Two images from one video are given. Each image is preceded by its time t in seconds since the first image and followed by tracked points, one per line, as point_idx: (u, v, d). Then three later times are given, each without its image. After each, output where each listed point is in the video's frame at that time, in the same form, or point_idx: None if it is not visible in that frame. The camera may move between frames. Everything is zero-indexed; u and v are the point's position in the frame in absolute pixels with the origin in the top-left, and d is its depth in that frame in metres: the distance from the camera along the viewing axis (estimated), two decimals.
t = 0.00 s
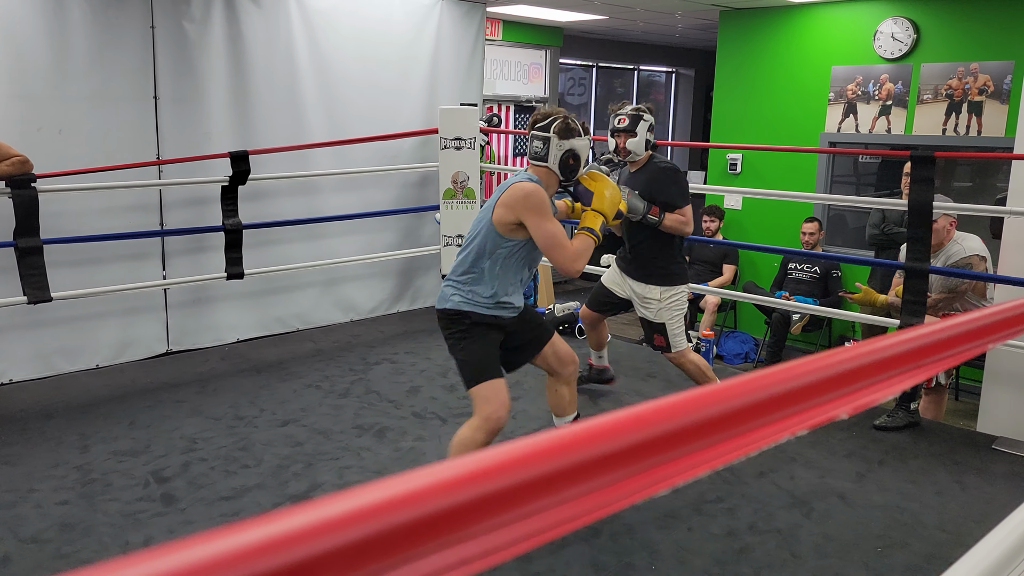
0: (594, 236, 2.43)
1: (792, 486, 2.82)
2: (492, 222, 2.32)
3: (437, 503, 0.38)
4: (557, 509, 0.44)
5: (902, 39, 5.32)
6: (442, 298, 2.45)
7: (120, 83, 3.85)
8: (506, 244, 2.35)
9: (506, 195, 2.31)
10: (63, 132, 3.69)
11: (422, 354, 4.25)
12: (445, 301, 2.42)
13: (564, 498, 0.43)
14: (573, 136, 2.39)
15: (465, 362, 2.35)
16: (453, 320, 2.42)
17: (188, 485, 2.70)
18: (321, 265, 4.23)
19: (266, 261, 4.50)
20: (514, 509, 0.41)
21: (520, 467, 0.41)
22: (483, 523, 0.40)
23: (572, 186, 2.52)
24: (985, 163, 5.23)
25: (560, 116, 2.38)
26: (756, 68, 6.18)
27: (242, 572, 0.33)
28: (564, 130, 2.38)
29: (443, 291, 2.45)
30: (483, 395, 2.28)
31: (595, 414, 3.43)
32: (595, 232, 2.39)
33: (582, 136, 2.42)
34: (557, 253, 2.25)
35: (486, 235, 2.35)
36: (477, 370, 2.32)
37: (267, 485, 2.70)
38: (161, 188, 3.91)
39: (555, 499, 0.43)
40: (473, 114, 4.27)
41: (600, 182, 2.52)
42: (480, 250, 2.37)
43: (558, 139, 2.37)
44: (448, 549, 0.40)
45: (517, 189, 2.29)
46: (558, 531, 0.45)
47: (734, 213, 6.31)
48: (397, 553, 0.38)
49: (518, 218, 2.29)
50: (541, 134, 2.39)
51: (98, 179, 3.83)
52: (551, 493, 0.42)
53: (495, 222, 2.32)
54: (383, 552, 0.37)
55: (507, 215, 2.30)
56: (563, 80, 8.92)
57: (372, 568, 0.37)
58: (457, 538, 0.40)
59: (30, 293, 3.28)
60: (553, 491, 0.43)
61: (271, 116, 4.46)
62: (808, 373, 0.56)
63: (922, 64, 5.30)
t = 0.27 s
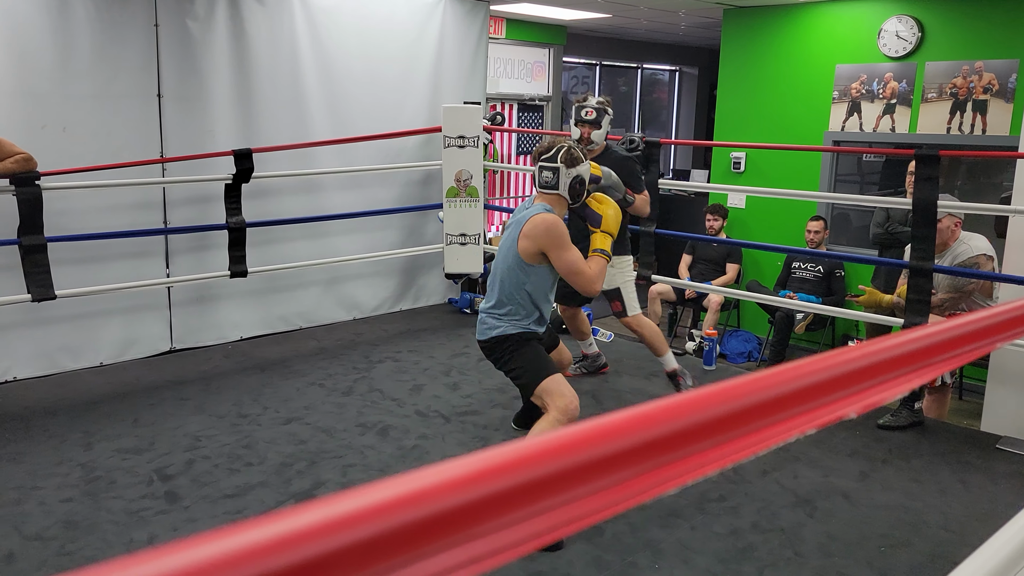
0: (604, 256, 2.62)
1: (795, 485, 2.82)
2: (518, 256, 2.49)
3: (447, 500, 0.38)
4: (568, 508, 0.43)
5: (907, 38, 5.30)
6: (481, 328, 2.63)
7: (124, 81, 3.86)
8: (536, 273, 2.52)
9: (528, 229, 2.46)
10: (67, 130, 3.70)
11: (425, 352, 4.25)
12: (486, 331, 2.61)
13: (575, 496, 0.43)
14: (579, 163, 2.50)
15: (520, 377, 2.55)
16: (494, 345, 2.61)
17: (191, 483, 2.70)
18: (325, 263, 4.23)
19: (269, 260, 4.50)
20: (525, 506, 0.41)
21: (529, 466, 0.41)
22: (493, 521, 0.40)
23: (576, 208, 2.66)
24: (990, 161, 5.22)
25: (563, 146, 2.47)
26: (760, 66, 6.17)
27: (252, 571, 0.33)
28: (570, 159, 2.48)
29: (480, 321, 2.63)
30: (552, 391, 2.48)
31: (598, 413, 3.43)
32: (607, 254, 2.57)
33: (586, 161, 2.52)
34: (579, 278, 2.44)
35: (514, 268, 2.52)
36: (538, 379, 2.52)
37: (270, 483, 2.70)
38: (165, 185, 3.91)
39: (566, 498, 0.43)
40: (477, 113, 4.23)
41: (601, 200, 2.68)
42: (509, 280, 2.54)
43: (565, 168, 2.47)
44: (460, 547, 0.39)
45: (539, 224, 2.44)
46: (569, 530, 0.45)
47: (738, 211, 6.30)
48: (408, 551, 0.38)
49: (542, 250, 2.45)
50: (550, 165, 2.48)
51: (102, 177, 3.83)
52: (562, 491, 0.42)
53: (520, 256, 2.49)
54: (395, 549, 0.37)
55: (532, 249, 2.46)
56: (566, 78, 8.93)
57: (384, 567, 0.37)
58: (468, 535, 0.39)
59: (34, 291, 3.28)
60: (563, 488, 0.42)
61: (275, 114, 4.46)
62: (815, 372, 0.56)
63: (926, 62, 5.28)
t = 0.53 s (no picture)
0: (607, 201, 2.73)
1: (800, 483, 2.81)
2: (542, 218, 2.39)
3: (454, 501, 0.38)
4: (574, 508, 0.43)
5: (912, 35, 5.27)
6: (495, 303, 2.44)
7: (129, 79, 3.86)
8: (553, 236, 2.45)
9: (549, 190, 2.39)
10: (71, 128, 3.70)
11: (429, 350, 4.25)
12: (503, 305, 2.42)
13: (582, 496, 0.43)
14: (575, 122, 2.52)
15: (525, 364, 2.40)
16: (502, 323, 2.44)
17: (196, 480, 2.71)
18: (329, 260, 4.24)
19: (273, 257, 4.51)
20: (532, 507, 0.41)
21: (536, 465, 0.41)
22: (500, 522, 0.40)
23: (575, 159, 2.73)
24: (997, 159, 5.19)
25: (559, 107, 2.49)
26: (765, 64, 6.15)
27: (257, 571, 0.33)
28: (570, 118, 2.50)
29: (493, 296, 2.44)
30: (559, 387, 2.36)
31: (602, 411, 3.42)
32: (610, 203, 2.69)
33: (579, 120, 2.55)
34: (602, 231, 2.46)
35: (535, 233, 2.40)
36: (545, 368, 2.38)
37: (274, 480, 2.71)
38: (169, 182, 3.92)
39: (573, 497, 0.42)
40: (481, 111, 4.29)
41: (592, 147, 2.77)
42: (529, 246, 2.42)
43: (565, 128, 2.48)
44: (467, 548, 0.39)
45: (563, 184, 2.39)
46: (576, 530, 0.44)
47: (742, 209, 6.29)
48: (415, 551, 0.37)
49: (568, 209, 2.40)
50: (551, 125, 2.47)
51: (106, 174, 3.84)
52: (569, 491, 0.42)
53: (545, 219, 2.40)
54: (403, 549, 0.37)
55: (556, 210, 2.39)
56: (570, 76, 8.92)
57: (390, 567, 0.37)
58: (475, 535, 0.39)
59: (40, 288, 3.29)
60: (569, 489, 0.42)
61: (279, 112, 4.46)
62: (823, 371, 0.56)
63: (932, 59, 5.25)
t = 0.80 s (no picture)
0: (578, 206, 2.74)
1: (802, 481, 2.81)
2: (524, 229, 2.35)
3: (456, 498, 0.38)
4: (576, 506, 0.43)
5: (917, 33, 5.26)
6: (482, 317, 2.38)
7: (132, 76, 3.87)
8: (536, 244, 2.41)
9: (532, 200, 2.34)
10: (75, 126, 3.71)
11: (432, 348, 4.26)
12: (490, 319, 2.37)
13: (584, 494, 0.43)
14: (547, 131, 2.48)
15: (518, 378, 2.38)
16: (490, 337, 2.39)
17: (200, 477, 2.71)
18: (333, 258, 4.24)
19: (277, 255, 4.51)
20: (533, 505, 0.41)
21: (538, 463, 0.41)
22: (502, 519, 0.40)
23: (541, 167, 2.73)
24: (1001, 157, 5.17)
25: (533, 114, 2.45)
26: (768, 61, 6.14)
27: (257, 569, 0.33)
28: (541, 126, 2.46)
29: (480, 310, 2.38)
30: (556, 396, 2.39)
31: (605, 409, 3.42)
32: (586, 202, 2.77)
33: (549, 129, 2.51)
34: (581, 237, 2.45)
35: (519, 241, 2.35)
36: (542, 378, 2.37)
37: (278, 478, 2.71)
38: (173, 181, 3.92)
39: (575, 495, 0.42)
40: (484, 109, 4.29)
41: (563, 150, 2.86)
42: (514, 258, 2.36)
43: (540, 133, 2.44)
44: (468, 545, 0.39)
45: (543, 193, 2.35)
46: (578, 528, 0.44)
47: (746, 207, 6.28)
48: (417, 549, 0.37)
49: (549, 218, 2.37)
50: (523, 135, 2.42)
51: (110, 172, 3.84)
52: (570, 488, 0.42)
53: (528, 228, 2.35)
54: (404, 547, 0.37)
55: (539, 219, 2.35)
56: (574, 74, 8.92)
57: (392, 565, 0.37)
58: (477, 533, 0.39)
59: (44, 286, 3.30)
60: (571, 487, 0.42)
61: (282, 110, 4.46)
62: (827, 369, 0.56)
63: (936, 57, 5.24)
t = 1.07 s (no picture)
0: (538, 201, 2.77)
1: (805, 481, 2.80)
2: (482, 217, 2.36)
3: (458, 499, 0.38)
4: (580, 507, 0.43)
5: (920, 31, 5.24)
6: (431, 301, 2.37)
7: (135, 74, 3.87)
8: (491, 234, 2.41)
9: (488, 190, 2.36)
10: (78, 125, 3.71)
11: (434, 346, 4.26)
12: (439, 303, 2.36)
13: (589, 494, 0.42)
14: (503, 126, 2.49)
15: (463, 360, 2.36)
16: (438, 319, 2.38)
17: (202, 475, 2.71)
18: (335, 256, 4.24)
19: (280, 253, 4.51)
20: (537, 505, 0.40)
21: (543, 464, 0.41)
22: (505, 521, 0.40)
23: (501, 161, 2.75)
24: (1005, 155, 5.15)
25: (490, 109, 2.46)
26: (771, 59, 6.13)
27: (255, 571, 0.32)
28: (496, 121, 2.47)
29: (430, 293, 2.37)
30: (502, 376, 2.35)
31: (608, 408, 3.42)
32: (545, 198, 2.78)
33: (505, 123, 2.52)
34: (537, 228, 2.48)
35: (472, 229, 2.36)
36: (485, 359, 2.34)
37: (280, 476, 2.71)
38: (175, 178, 3.92)
39: (580, 496, 0.42)
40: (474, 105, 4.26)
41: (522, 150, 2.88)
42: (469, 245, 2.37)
43: (495, 129, 2.45)
44: (471, 547, 0.39)
45: (501, 184, 2.37)
46: (582, 530, 0.44)
47: (749, 206, 6.27)
48: (419, 551, 0.37)
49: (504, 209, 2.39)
50: (478, 129, 2.43)
51: (112, 169, 3.84)
52: (575, 490, 0.42)
53: (485, 217, 2.36)
54: (406, 549, 0.36)
55: (495, 210, 2.37)
56: (576, 72, 8.91)
57: (395, 567, 0.36)
58: (480, 533, 0.39)
59: (47, 284, 3.30)
60: (575, 488, 0.42)
61: (285, 108, 4.46)
62: (832, 369, 0.55)
63: (940, 55, 5.22)
